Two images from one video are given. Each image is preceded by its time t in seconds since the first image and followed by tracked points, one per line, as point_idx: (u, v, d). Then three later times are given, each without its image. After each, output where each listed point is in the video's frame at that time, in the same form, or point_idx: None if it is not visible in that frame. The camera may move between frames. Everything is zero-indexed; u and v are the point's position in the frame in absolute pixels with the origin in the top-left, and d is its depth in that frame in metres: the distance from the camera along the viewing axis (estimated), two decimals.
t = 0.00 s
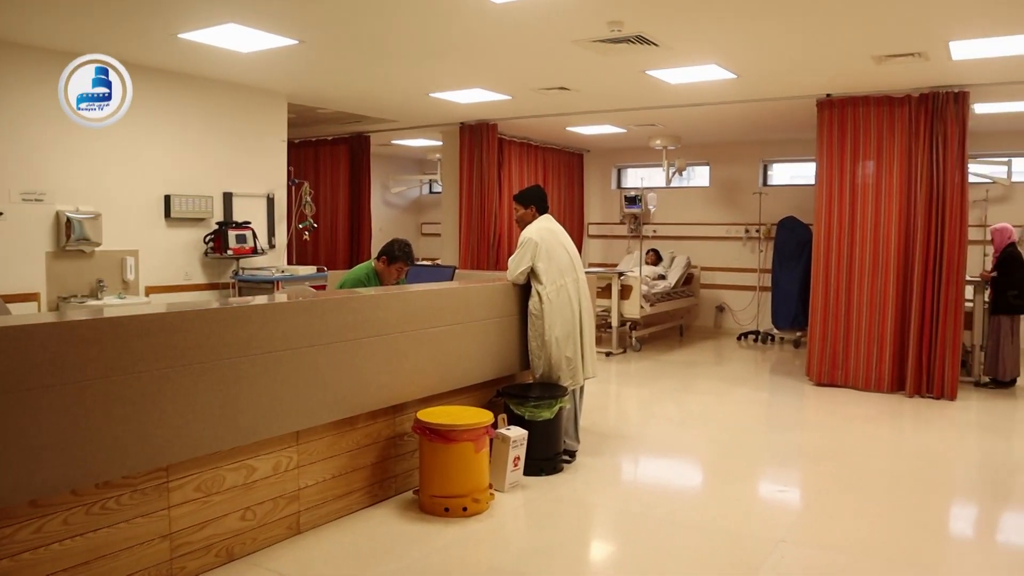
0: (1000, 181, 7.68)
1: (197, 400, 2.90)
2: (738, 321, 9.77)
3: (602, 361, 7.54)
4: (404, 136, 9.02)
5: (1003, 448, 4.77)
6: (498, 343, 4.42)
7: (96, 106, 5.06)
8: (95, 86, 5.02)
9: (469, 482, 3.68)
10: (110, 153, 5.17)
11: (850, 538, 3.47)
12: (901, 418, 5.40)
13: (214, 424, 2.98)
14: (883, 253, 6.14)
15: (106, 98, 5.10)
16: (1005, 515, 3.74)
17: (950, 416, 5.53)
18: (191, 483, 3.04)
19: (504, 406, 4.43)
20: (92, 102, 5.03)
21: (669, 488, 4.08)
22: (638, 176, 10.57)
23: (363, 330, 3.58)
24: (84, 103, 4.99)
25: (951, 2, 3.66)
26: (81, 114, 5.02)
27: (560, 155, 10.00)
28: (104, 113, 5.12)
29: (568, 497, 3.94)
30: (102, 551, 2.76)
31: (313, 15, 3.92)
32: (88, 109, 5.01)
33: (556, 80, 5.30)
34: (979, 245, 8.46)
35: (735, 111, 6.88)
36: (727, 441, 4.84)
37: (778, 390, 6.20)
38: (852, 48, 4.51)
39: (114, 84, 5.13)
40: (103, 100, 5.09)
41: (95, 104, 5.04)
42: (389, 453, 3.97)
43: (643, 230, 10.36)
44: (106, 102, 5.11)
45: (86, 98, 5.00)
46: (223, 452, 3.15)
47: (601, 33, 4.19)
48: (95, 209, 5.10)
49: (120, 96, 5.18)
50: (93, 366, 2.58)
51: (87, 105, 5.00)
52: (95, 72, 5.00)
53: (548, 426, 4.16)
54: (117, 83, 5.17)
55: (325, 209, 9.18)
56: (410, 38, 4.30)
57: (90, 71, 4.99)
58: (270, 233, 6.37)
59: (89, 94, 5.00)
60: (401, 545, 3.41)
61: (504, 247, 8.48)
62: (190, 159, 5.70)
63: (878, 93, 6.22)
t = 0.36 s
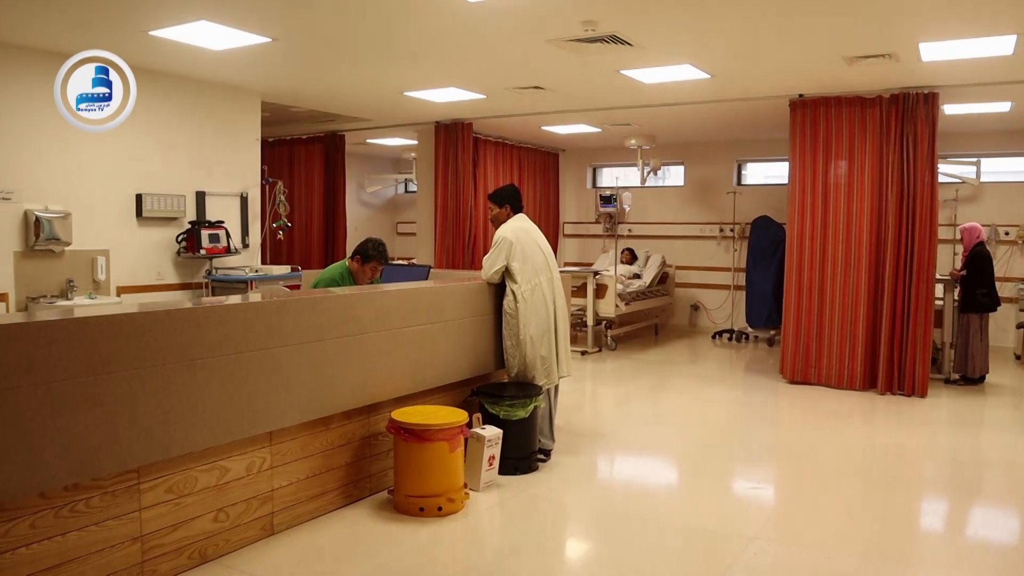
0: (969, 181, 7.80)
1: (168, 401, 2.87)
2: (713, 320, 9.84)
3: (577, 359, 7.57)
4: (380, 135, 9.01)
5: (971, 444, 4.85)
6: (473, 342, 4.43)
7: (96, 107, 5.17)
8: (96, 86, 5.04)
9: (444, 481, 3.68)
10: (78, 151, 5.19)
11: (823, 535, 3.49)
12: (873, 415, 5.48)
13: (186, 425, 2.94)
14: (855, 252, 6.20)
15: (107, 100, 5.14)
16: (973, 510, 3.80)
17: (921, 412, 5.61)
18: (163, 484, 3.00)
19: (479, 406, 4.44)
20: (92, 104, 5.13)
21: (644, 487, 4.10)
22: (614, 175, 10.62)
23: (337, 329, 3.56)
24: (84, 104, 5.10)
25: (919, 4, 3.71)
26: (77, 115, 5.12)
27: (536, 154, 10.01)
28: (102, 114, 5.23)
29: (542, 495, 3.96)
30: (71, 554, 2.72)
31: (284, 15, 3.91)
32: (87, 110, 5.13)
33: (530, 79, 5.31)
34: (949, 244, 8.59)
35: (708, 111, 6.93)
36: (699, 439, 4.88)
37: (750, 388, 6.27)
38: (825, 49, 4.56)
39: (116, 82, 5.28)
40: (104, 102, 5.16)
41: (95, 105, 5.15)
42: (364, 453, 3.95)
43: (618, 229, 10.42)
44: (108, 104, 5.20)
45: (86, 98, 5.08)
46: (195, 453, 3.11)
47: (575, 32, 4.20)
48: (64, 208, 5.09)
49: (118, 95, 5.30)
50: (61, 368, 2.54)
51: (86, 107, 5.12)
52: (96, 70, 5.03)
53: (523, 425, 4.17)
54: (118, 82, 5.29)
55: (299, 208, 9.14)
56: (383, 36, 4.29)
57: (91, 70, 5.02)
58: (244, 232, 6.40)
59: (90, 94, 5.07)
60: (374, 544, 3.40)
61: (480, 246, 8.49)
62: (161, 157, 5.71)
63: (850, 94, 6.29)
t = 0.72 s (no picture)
0: (952, 181, 7.86)
1: (152, 401, 2.84)
2: (699, 319, 9.88)
3: (563, 359, 7.58)
4: (366, 134, 8.99)
5: (954, 442, 4.89)
6: (460, 341, 4.42)
7: (95, 107, 5.10)
8: (95, 86, 4.98)
9: (431, 480, 3.68)
10: (61, 149, 5.15)
11: (807, 533, 3.52)
12: (857, 414, 5.51)
13: (170, 425, 2.92)
14: (840, 251, 6.24)
15: (107, 100, 5.08)
16: (956, 508, 3.83)
17: (905, 411, 5.65)
18: (147, 484, 2.97)
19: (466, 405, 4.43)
20: (92, 103, 5.07)
21: (631, 485, 4.10)
22: (601, 174, 10.63)
23: (324, 328, 3.54)
24: (83, 104, 5.06)
25: (904, 5, 3.74)
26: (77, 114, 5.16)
27: (523, 153, 10.01)
28: (100, 114, 5.24)
29: (529, 494, 3.97)
30: (54, 555, 2.69)
31: (269, 12, 3.89)
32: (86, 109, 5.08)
33: (517, 78, 5.31)
34: (933, 244, 8.66)
35: (694, 111, 6.96)
36: (685, 438, 4.90)
37: (736, 387, 6.29)
38: (811, 49, 4.59)
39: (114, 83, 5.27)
40: (104, 102, 5.08)
41: (94, 105, 5.08)
42: (350, 453, 3.94)
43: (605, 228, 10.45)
44: (107, 104, 5.09)
45: (86, 98, 5.03)
46: (180, 453, 3.09)
47: (562, 31, 4.20)
48: (47, 206, 5.06)
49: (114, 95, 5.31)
50: (43, 368, 2.51)
51: (86, 107, 5.06)
52: (95, 70, 4.97)
53: (510, 424, 4.17)
54: (115, 82, 5.29)
55: (285, 207, 9.10)
56: (369, 34, 4.28)
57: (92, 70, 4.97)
58: (229, 231, 6.36)
59: (89, 94, 5.01)
60: (360, 543, 3.40)
61: (467, 245, 8.49)
62: (145, 156, 5.68)
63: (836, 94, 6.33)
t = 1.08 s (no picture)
0: (941, 182, 7.92)
1: (140, 400, 2.83)
2: (690, 319, 9.90)
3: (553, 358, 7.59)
4: (357, 132, 8.96)
5: (941, 441, 4.92)
6: (450, 340, 4.42)
7: (97, 108, 4.87)
8: (97, 86, 4.79)
9: (422, 480, 3.67)
10: (49, 145, 5.12)
11: (797, 532, 3.53)
12: (846, 413, 5.54)
13: (158, 424, 2.90)
14: (829, 252, 6.27)
15: (109, 101, 4.85)
16: (944, 507, 3.86)
17: (893, 410, 5.69)
18: (136, 484, 2.96)
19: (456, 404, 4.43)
20: (94, 103, 4.85)
21: (621, 484, 4.11)
22: (592, 174, 10.64)
23: (314, 327, 3.53)
24: (85, 104, 4.87)
25: (894, 7, 3.76)
26: (78, 115, 5.05)
27: (514, 152, 10.01)
28: (102, 115, 5.03)
29: (519, 493, 3.97)
30: (40, 555, 2.67)
31: (259, 9, 3.88)
32: (88, 109, 4.88)
33: (508, 77, 5.31)
34: (922, 245, 8.72)
35: (685, 111, 6.98)
36: (675, 437, 4.91)
37: (725, 386, 6.32)
38: (802, 50, 4.61)
39: (116, 85, 5.08)
40: (105, 102, 4.86)
41: (96, 105, 4.86)
42: (340, 452, 3.93)
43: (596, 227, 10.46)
44: (109, 105, 4.89)
45: (88, 99, 4.82)
46: (169, 452, 3.07)
47: (554, 31, 4.20)
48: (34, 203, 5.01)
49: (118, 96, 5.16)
50: (30, 366, 2.49)
51: (88, 107, 4.85)
52: (98, 70, 4.78)
53: (500, 423, 4.17)
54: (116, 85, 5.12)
55: (275, 205, 9.07)
56: (361, 32, 4.27)
57: (94, 69, 4.79)
58: (219, 229, 6.33)
59: (90, 95, 4.80)
60: (350, 543, 3.39)
61: (458, 244, 8.48)
62: (134, 153, 5.64)
63: (826, 95, 6.37)
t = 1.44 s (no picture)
0: (936, 182, 7.93)
1: (135, 399, 2.82)
2: (686, 318, 9.92)
3: (550, 356, 7.59)
4: (354, 131, 8.95)
5: (937, 441, 4.93)
6: (447, 339, 4.41)
7: (97, 108, 4.78)
8: (97, 86, 4.74)
9: (418, 479, 3.66)
10: (44, 143, 5.10)
11: (794, 531, 3.53)
12: (842, 412, 5.56)
13: (154, 422, 2.89)
14: (825, 251, 6.29)
15: (107, 100, 4.78)
16: (940, 506, 3.86)
17: (889, 409, 5.70)
18: (131, 483, 2.95)
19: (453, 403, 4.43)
20: (93, 103, 4.77)
21: (618, 483, 4.11)
22: (588, 173, 10.65)
23: (310, 326, 3.52)
24: (83, 105, 4.77)
25: (892, 7, 3.76)
26: (79, 116, 5.00)
27: (511, 152, 10.00)
28: (103, 116, 4.91)
29: (516, 492, 3.97)
30: (35, 554, 2.66)
31: (256, 7, 3.87)
32: (86, 110, 4.78)
33: (505, 75, 5.31)
34: (917, 245, 8.74)
35: (682, 110, 6.98)
36: (671, 436, 4.92)
37: (722, 385, 6.32)
38: (798, 50, 4.62)
39: (116, 86, 5.00)
40: (104, 102, 4.77)
41: (96, 106, 4.77)
42: (336, 451, 3.93)
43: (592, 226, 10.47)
44: (108, 104, 4.80)
45: (87, 98, 4.75)
46: (164, 451, 3.06)
47: (551, 30, 4.20)
48: (29, 201, 5.00)
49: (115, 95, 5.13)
50: (25, 365, 2.48)
51: (86, 108, 4.78)
52: (97, 69, 4.72)
53: (496, 422, 4.17)
54: (117, 85, 5.05)
55: (271, 204, 9.05)
56: (358, 31, 4.26)
57: (92, 69, 4.73)
58: (215, 227, 6.31)
59: (89, 95, 4.76)
60: (346, 541, 3.38)
61: (455, 243, 8.47)
62: (130, 151, 5.63)
63: (822, 95, 6.38)
